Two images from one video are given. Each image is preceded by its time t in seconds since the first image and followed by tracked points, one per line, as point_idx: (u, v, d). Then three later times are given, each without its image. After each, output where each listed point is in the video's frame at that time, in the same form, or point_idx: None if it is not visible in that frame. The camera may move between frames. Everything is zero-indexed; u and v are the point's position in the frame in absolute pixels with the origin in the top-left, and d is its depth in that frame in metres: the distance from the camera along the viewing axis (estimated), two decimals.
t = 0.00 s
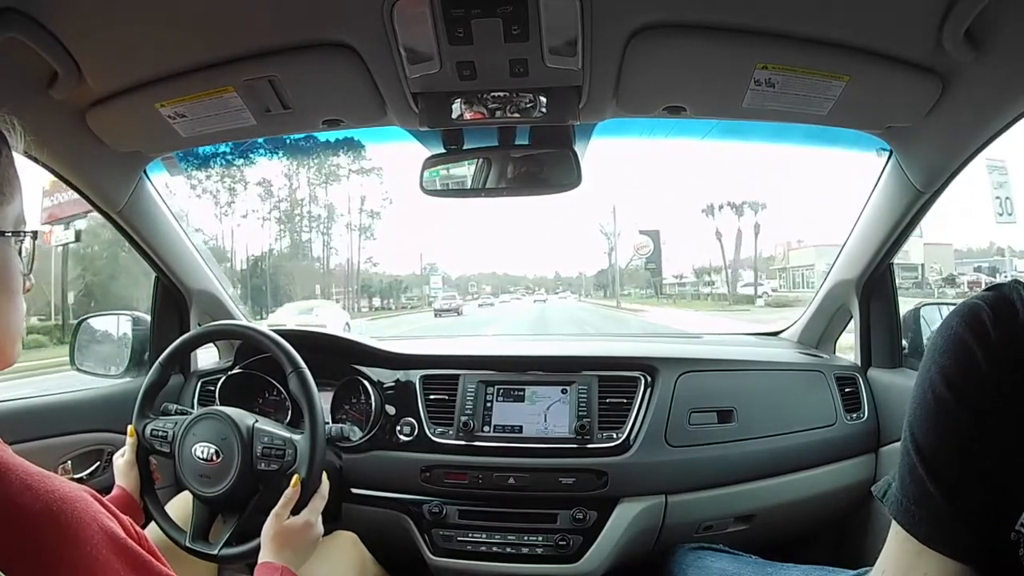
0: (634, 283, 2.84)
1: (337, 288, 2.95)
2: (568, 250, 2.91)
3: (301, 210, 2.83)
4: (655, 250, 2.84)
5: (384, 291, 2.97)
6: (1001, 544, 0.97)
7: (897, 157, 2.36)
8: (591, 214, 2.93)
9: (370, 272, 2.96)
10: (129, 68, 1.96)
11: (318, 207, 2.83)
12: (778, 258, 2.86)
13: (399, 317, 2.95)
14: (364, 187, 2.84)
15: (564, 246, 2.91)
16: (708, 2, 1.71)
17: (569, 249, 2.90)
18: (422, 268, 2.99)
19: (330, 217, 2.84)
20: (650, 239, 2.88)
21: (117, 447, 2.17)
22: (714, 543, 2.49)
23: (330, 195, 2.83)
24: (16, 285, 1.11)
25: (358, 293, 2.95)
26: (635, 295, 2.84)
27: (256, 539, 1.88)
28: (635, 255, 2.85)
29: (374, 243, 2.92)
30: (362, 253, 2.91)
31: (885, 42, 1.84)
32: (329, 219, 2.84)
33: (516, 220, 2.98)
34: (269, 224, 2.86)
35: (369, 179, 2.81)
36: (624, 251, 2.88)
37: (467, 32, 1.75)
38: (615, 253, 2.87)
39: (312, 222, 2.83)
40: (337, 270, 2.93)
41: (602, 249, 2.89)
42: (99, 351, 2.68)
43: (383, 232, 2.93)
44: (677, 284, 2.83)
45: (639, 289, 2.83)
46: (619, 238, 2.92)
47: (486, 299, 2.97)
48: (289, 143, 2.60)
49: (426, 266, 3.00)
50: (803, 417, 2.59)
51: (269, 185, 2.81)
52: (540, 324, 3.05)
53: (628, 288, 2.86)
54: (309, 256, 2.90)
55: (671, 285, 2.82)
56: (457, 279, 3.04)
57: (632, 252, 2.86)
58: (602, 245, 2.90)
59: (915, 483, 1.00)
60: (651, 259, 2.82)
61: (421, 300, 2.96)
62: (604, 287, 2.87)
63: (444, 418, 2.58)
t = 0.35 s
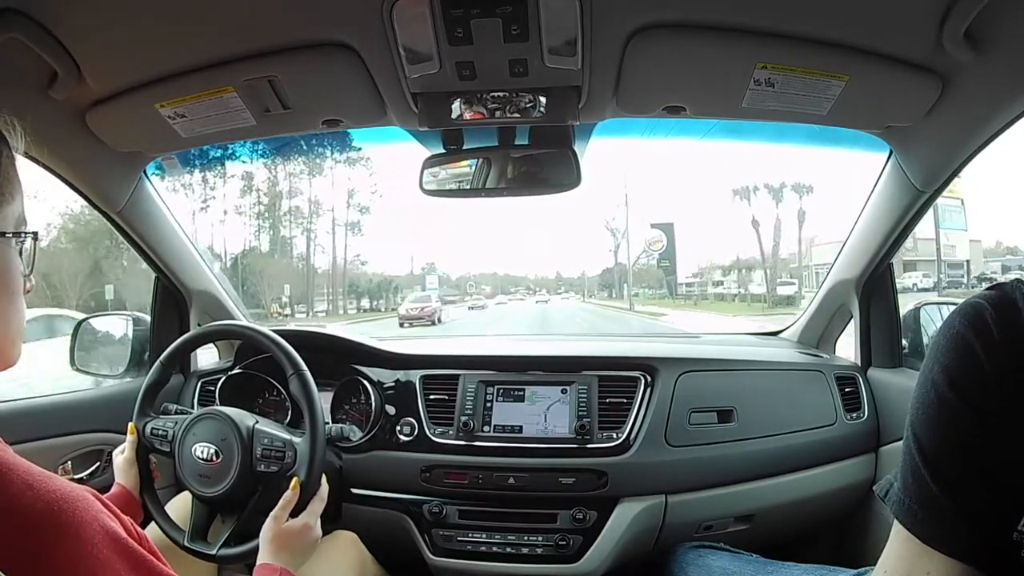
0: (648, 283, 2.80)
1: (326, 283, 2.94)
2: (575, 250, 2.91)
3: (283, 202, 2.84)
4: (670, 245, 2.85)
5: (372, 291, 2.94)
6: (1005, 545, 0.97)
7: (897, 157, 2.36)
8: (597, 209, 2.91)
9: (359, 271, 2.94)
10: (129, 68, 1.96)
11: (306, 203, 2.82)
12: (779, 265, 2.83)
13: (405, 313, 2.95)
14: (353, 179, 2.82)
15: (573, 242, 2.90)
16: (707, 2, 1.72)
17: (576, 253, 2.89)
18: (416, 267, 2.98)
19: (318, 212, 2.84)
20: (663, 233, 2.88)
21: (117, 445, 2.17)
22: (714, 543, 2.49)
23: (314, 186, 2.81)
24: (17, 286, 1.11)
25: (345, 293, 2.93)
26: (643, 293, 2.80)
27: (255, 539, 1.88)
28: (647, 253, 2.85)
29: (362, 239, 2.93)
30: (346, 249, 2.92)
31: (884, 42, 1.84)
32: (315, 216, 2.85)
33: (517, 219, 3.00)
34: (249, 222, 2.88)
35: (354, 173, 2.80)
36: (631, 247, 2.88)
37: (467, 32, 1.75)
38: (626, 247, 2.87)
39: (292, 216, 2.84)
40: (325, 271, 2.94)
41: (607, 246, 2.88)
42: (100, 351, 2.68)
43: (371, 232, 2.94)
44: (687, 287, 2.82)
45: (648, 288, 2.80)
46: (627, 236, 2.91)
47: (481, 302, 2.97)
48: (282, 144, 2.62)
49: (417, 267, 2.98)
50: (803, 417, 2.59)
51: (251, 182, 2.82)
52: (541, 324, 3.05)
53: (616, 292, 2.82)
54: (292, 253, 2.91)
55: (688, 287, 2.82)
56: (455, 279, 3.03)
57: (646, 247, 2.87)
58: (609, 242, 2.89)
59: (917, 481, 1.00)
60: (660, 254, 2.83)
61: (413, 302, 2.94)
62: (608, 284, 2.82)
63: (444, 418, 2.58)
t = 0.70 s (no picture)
0: (660, 279, 2.77)
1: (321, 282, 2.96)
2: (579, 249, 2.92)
3: (261, 194, 2.86)
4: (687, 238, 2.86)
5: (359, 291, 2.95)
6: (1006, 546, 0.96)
7: (897, 157, 2.36)
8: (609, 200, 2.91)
9: (343, 268, 2.99)
10: (129, 68, 1.96)
11: (293, 200, 2.86)
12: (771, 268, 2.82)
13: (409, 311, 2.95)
14: (339, 171, 2.81)
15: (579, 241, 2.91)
16: (707, 3, 1.72)
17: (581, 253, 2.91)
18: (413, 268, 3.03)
19: (301, 204, 2.88)
20: (680, 223, 2.91)
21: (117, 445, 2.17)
22: (714, 543, 2.49)
23: (294, 178, 2.82)
24: (16, 284, 1.11)
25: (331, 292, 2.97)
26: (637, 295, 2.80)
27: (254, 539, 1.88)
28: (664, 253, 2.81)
29: (344, 233, 2.98)
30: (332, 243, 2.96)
31: (885, 42, 1.84)
32: (296, 208, 2.88)
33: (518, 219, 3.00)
34: (226, 216, 2.85)
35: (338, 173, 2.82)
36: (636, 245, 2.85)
37: (467, 32, 1.75)
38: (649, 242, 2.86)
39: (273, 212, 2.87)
40: (308, 267, 2.96)
41: (612, 244, 2.89)
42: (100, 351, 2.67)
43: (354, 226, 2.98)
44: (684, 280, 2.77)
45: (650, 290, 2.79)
46: (631, 240, 2.87)
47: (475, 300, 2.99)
48: (262, 149, 2.65)
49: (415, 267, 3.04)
50: (803, 418, 2.58)
51: (229, 174, 2.81)
52: (541, 325, 3.05)
53: (616, 292, 2.84)
54: (267, 248, 2.91)
55: (707, 285, 2.79)
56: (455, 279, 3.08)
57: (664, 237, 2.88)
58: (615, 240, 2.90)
59: (916, 483, 1.01)
60: (669, 255, 2.81)
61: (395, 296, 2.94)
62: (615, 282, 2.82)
63: (444, 418, 2.58)
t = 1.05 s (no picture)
0: (664, 280, 2.79)
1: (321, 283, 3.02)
2: (585, 249, 2.90)
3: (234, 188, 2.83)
4: (705, 232, 2.86)
5: (342, 291, 2.98)
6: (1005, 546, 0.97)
7: (897, 157, 2.36)
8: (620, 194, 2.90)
9: (329, 268, 3.01)
10: (129, 68, 1.96)
11: (272, 197, 2.86)
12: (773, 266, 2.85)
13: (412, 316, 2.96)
14: (321, 169, 2.81)
15: (585, 240, 2.90)
16: (707, 2, 1.72)
17: (585, 256, 2.88)
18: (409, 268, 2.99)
19: (280, 201, 2.87)
20: (697, 213, 2.90)
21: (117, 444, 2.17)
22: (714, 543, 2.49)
23: (275, 176, 2.81)
24: (17, 285, 1.11)
25: (311, 295, 3.01)
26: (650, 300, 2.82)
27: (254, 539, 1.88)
28: (679, 254, 2.82)
29: (325, 229, 2.97)
30: (314, 240, 2.97)
31: (885, 42, 1.84)
32: (274, 203, 2.87)
33: (518, 220, 3.00)
34: (199, 214, 2.79)
35: (317, 171, 2.81)
36: (645, 244, 2.87)
37: (467, 32, 1.75)
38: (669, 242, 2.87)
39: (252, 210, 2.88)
40: (287, 267, 2.97)
41: (617, 241, 2.90)
42: (101, 351, 2.68)
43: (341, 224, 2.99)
44: (692, 284, 2.79)
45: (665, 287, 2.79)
46: (637, 241, 2.89)
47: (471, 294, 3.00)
48: (238, 148, 2.66)
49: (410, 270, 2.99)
50: (803, 417, 2.58)
51: (205, 169, 2.74)
52: (541, 325, 3.05)
53: (624, 292, 2.86)
54: (237, 246, 2.90)
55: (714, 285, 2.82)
56: (453, 279, 3.02)
57: (680, 230, 2.89)
58: (621, 236, 2.91)
59: (918, 484, 1.01)
60: (678, 253, 2.83)
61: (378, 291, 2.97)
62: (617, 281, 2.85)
63: (444, 418, 2.58)
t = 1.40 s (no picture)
0: (673, 279, 2.79)
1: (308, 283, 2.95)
2: (593, 249, 2.91)
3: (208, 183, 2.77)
4: (731, 222, 2.86)
5: (320, 292, 2.94)
6: (1008, 542, 0.97)
7: (897, 157, 2.36)
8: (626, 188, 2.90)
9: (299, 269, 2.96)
10: (129, 68, 1.96)
11: (245, 188, 2.83)
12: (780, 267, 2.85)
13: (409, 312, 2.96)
14: (305, 167, 2.80)
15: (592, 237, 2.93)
16: (707, 3, 1.72)
17: (587, 256, 2.90)
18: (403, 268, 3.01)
19: (256, 194, 2.86)
20: (721, 200, 2.88)
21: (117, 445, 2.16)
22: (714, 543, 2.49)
23: (257, 173, 2.78)
24: (17, 285, 1.11)
25: (287, 296, 2.96)
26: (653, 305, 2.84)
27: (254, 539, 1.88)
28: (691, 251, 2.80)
29: (302, 223, 2.98)
30: (292, 237, 2.97)
31: (885, 42, 1.84)
32: (249, 198, 2.87)
33: (518, 219, 3.00)
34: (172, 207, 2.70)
35: (291, 170, 2.79)
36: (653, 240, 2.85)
37: (468, 32, 1.75)
38: (684, 239, 2.83)
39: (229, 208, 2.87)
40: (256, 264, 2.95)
41: (622, 237, 2.90)
42: (101, 351, 2.67)
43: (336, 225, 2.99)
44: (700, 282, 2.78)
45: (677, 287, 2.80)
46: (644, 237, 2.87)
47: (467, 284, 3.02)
48: (237, 152, 2.64)
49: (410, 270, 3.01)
50: (803, 418, 2.58)
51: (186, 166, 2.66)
52: (542, 324, 3.05)
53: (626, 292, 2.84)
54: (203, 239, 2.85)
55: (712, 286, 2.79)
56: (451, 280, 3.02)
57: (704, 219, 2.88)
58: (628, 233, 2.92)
59: (921, 479, 1.01)
60: (690, 251, 2.80)
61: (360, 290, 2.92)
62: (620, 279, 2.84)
63: (444, 418, 2.58)
